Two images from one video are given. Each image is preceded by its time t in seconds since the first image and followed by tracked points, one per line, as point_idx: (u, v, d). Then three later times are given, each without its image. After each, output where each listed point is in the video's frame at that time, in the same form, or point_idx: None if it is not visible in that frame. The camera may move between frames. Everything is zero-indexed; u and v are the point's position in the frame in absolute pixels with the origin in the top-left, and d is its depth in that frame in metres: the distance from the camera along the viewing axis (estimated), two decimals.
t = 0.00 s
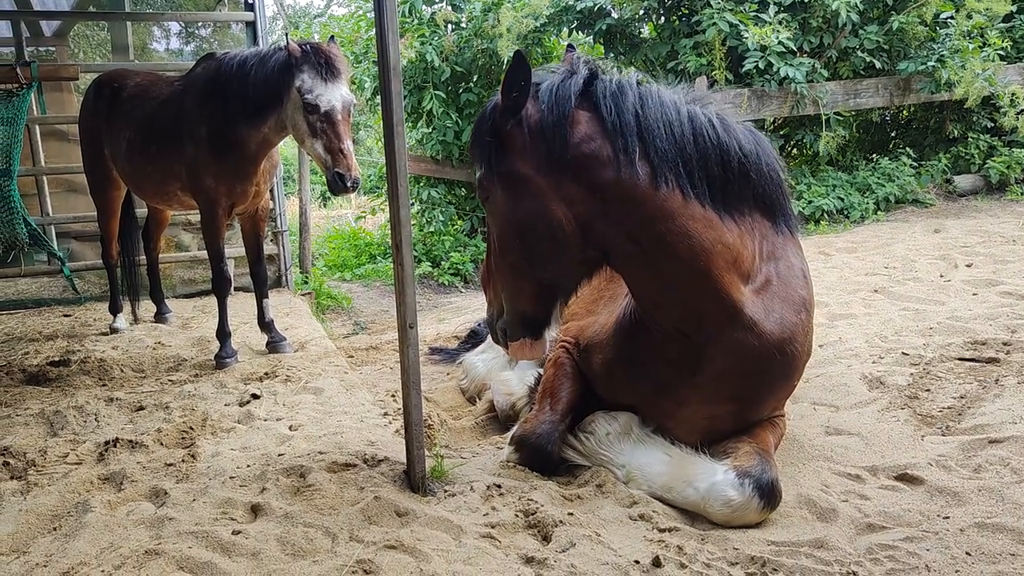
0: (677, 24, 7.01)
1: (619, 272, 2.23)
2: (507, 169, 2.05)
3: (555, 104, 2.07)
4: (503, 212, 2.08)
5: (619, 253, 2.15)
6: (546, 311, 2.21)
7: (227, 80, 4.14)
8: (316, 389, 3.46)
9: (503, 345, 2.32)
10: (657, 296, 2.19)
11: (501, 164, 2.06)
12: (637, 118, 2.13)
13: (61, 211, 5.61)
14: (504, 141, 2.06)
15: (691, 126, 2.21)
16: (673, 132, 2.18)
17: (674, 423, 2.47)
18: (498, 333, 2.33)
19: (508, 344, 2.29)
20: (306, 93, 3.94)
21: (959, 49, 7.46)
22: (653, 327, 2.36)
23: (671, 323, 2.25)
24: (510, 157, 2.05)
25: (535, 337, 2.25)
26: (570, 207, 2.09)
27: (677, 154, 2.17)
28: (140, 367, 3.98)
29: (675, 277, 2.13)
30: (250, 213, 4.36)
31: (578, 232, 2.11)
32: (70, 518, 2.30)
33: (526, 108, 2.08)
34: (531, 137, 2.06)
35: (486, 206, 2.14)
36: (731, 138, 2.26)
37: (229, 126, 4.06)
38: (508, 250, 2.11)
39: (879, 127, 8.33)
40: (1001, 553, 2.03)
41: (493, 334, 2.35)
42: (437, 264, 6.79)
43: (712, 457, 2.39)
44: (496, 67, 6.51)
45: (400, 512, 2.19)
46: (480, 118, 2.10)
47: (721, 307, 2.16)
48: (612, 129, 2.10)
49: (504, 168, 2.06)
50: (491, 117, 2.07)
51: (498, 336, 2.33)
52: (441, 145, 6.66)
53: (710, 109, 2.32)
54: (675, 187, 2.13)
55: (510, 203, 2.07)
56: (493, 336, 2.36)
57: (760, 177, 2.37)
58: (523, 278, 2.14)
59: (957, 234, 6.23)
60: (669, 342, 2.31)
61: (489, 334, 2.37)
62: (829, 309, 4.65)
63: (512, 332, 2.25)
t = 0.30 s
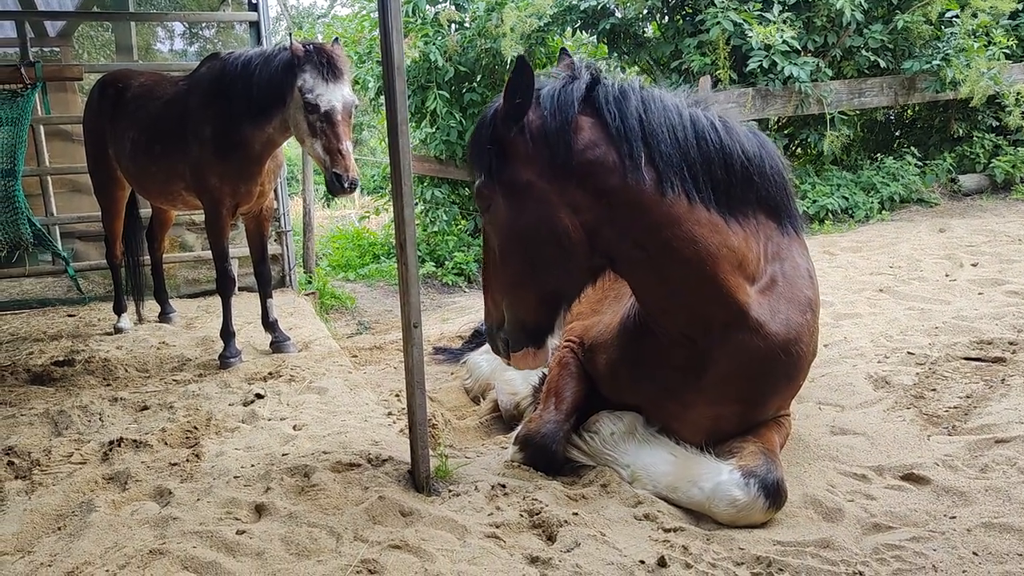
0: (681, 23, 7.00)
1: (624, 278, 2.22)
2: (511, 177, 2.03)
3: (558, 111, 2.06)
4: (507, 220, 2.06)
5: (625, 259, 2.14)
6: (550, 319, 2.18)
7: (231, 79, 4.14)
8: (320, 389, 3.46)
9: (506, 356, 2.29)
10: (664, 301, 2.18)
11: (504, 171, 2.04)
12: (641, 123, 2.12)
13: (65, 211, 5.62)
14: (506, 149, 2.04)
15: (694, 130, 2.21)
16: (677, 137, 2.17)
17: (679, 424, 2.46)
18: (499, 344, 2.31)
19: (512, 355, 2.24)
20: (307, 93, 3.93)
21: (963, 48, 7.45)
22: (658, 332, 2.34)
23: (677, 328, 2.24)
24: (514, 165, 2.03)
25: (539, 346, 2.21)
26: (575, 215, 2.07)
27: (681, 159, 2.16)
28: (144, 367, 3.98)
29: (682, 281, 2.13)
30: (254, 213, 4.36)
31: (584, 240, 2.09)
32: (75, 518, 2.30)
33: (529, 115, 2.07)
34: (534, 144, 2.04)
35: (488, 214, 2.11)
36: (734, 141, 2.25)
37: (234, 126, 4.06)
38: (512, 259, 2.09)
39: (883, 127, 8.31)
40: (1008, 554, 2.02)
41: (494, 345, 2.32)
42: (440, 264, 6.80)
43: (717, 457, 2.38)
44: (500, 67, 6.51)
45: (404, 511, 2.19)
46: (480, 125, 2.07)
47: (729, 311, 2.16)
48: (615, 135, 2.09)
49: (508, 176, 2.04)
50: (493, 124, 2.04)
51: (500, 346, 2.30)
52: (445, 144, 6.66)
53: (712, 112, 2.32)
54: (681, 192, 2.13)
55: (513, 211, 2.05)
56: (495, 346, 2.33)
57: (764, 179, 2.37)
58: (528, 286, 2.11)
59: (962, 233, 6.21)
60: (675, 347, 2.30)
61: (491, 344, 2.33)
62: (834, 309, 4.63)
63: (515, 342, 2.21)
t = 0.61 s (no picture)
0: (684, 24, 7.00)
1: (630, 289, 2.21)
2: (518, 191, 2.02)
3: (563, 122, 2.05)
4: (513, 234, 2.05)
5: (632, 270, 2.13)
6: (551, 332, 2.18)
7: (234, 80, 4.13)
8: (323, 391, 3.46)
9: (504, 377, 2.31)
10: (671, 310, 2.17)
11: (509, 184, 2.02)
12: (646, 134, 2.11)
13: (69, 212, 5.64)
14: (512, 162, 2.02)
15: (699, 138, 2.20)
16: (682, 146, 2.16)
17: (683, 427, 2.46)
18: (497, 364, 2.30)
19: (512, 373, 2.27)
20: (306, 94, 3.91)
21: (966, 48, 7.47)
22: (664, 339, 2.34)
23: (684, 336, 2.24)
24: (520, 177, 2.02)
25: (539, 363, 2.23)
26: (581, 228, 2.06)
27: (686, 167, 2.16)
28: (148, 368, 3.99)
29: (690, 290, 2.13)
30: (258, 214, 4.37)
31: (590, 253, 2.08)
32: (79, 519, 2.30)
33: (535, 127, 2.05)
34: (540, 156, 2.03)
35: (488, 227, 2.09)
36: (739, 148, 2.25)
37: (237, 127, 4.06)
38: (517, 273, 2.07)
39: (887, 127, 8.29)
40: (1013, 556, 2.01)
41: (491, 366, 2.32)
42: (443, 265, 6.83)
43: (720, 459, 2.38)
44: (502, 68, 6.51)
45: (407, 513, 2.19)
46: (484, 137, 2.05)
47: (736, 320, 2.16)
48: (621, 146, 2.08)
49: (515, 189, 2.02)
50: (499, 136, 2.02)
51: (498, 366, 2.30)
52: (448, 145, 6.67)
53: (714, 119, 2.32)
54: (688, 202, 2.12)
55: (520, 225, 2.04)
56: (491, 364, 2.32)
57: (767, 184, 2.36)
58: (536, 300, 2.10)
59: (966, 234, 6.19)
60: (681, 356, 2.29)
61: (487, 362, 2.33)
62: (837, 310, 4.62)
63: (516, 361, 2.22)
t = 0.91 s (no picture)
0: (683, 24, 7.00)
1: (628, 289, 2.22)
2: (519, 192, 2.01)
3: (568, 123, 2.03)
4: (512, 235, 2.05)
5: (630, 271, 2.14)
6: (544, 331, 2.20)
7: (234, 81, 4.13)
8: (322, 391, 3.46)
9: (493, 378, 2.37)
10: (670, 312, 2.18)
11: (510, 185, 2.02)
12: (650, 136, 2.11)
13: (69, 212, 5.64)
14: (515, 162, 2.02)
15: (701, 141, 2.20)
16: (684, 148, 2.16)
17: (682, 427, 2.46)
18: (486, 366, 2.34)
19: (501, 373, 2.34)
20: (299, 93, 3.91)
21: (966, 48, 7.47)
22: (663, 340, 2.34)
23: (684, 337, 2.24)
24: (522, 179, 2.01)
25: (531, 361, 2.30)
26: (582, 229, 2.06)
27: (688, 170, 2.16)
28: (147, 368, 4.00)
29: (689, 294, 2.13)
30: (258, 215, 4.36)
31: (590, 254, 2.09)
32: (77, 520, 2.30)
33: (538, 128, 2.04)
34: (543, 157, 2.03)
35: (485, 227, 2.09)
36: (740, 151, 2.25)
37: (237, 127, 4.06)
38: (514, 273, 2.09)
39: (886, 127, 8.29)
40: (1011, 556, 2.01)
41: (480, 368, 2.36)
42: (443, 266, 6.83)
43: (719, 459, 2.38)
44: (502, 68, 6.51)
45: (405, 514, 2.19)
46: (485, 137, 2.04)
47: (736, 323, 2.17)
48: (624, 148, 2.08)
49: (516, 189, 2.02)
50: (502, 136, 2.01)
51: (489, 369, 2.34)
52: (448, 146, 6.67)
53: (716, 120, 2.31)
54: (689, 205, 2.12)
55: (520, 226, 2.04)
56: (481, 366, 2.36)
57: (768, 185, 2.37)
58: (534, 301, 2.12)
59: (965, 234, 6.19)
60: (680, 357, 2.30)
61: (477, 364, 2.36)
62: (836, 310, 4.62)
63: (508, 362, 2.26)
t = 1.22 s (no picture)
0: (681, 24, 7.01)
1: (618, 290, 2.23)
2: (512, 193, 2.02)
3: (565, 126, 2.03)
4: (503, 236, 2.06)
5: (621, 272, 2.15)
6: (530, 331, 2.22)
7: (230, 81, 4.12)
8: (320, 391, 3.46)
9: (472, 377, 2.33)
10: (662, 313, 2.19)
11: (504, 187, 2.02)
12: (645, 139, 2.11)
13: (66, 213, 5.64)
14: (510, 164, 2.02)
15: (697, 144, 2.20)
16: (679, 151, 2.16)
17: (678, 426, 2.47)
18: (467, 367, 2.30)
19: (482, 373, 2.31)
20: (284, 90, 3.92)
21: (964, 49, 7.47)
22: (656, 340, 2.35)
23: (676, 338, 2.25)
24: (516, 181, 2.02)
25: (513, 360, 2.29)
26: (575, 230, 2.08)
27: (683, 173, 2.16)
28: (144, 368, 4.00)
29: (680, 295, 2.15)
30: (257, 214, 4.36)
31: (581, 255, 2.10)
32: (73, 520, 2.31)
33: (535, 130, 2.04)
34: (538, 160, 2.03)
35: (476, 227, 2.09)
36: (734, 154, 2.26)
37: (234, 128, 4.06)
38: (503, 274, 2.10)
39: (884, 127, 8.30)
40: (1005, 555, 2.02)
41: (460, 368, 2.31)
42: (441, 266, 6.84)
43: (715, 459, 2.38)
44: (500, 68, 6.53)
45: (401, 514, 2.19)
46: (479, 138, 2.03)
47: (728, 325, 2.18)
48: (619, 151, 2.08)
49: (509, 191, 2.02)
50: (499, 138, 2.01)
51: (469, 369, 2.30)
52: (446, 146, 6.68)
53: (711, 122, 2.32)
54: (682, 208, 2.13)
55: (512, 227, 2.05)
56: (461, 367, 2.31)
57: (761, 187, 2.37)
58: (525, 301, 2.13)
59: (962, 234, 6.20)
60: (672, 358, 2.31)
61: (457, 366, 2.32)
62: (834, 310, 4.63)
63: (491, 362, 2.24)
